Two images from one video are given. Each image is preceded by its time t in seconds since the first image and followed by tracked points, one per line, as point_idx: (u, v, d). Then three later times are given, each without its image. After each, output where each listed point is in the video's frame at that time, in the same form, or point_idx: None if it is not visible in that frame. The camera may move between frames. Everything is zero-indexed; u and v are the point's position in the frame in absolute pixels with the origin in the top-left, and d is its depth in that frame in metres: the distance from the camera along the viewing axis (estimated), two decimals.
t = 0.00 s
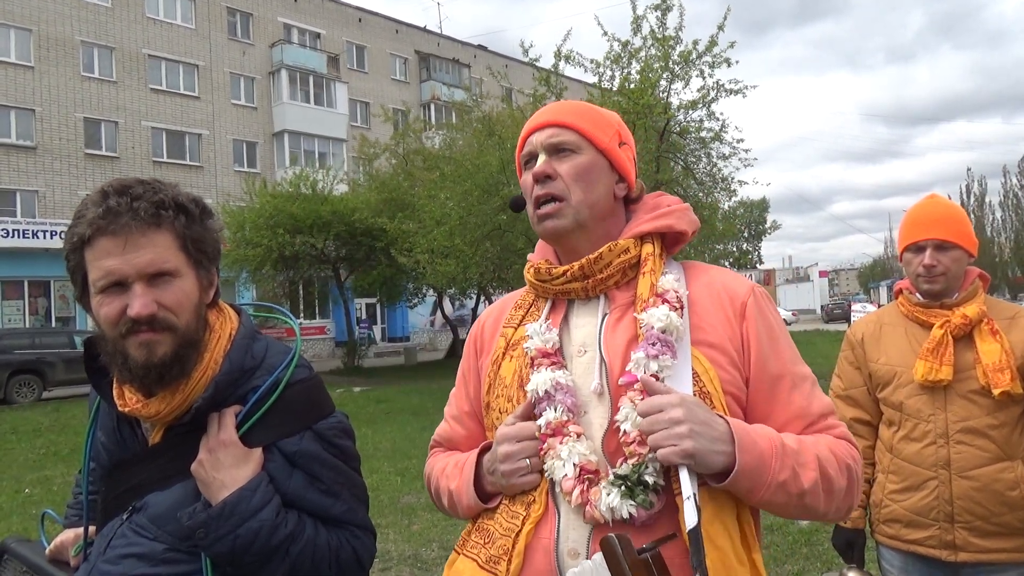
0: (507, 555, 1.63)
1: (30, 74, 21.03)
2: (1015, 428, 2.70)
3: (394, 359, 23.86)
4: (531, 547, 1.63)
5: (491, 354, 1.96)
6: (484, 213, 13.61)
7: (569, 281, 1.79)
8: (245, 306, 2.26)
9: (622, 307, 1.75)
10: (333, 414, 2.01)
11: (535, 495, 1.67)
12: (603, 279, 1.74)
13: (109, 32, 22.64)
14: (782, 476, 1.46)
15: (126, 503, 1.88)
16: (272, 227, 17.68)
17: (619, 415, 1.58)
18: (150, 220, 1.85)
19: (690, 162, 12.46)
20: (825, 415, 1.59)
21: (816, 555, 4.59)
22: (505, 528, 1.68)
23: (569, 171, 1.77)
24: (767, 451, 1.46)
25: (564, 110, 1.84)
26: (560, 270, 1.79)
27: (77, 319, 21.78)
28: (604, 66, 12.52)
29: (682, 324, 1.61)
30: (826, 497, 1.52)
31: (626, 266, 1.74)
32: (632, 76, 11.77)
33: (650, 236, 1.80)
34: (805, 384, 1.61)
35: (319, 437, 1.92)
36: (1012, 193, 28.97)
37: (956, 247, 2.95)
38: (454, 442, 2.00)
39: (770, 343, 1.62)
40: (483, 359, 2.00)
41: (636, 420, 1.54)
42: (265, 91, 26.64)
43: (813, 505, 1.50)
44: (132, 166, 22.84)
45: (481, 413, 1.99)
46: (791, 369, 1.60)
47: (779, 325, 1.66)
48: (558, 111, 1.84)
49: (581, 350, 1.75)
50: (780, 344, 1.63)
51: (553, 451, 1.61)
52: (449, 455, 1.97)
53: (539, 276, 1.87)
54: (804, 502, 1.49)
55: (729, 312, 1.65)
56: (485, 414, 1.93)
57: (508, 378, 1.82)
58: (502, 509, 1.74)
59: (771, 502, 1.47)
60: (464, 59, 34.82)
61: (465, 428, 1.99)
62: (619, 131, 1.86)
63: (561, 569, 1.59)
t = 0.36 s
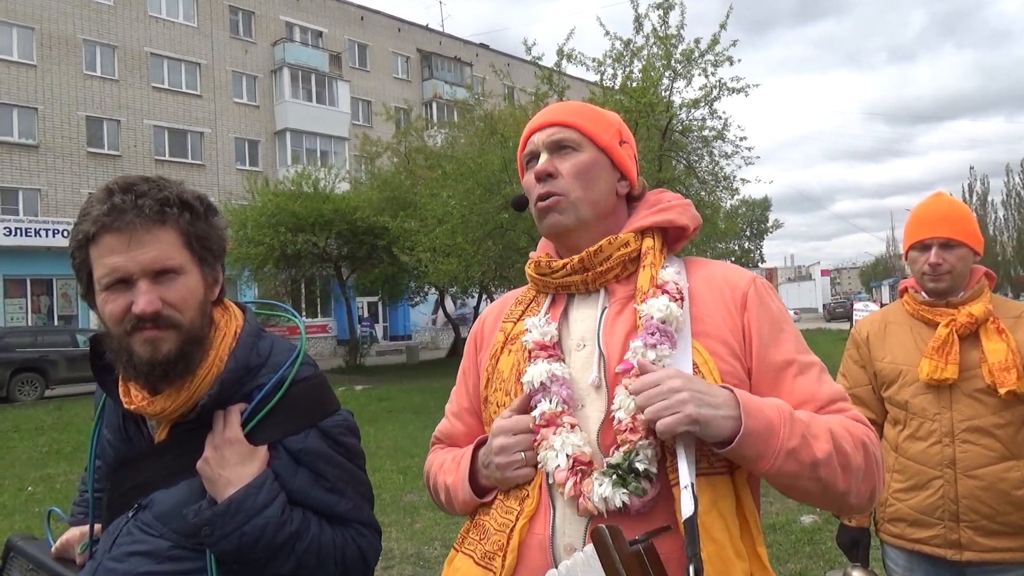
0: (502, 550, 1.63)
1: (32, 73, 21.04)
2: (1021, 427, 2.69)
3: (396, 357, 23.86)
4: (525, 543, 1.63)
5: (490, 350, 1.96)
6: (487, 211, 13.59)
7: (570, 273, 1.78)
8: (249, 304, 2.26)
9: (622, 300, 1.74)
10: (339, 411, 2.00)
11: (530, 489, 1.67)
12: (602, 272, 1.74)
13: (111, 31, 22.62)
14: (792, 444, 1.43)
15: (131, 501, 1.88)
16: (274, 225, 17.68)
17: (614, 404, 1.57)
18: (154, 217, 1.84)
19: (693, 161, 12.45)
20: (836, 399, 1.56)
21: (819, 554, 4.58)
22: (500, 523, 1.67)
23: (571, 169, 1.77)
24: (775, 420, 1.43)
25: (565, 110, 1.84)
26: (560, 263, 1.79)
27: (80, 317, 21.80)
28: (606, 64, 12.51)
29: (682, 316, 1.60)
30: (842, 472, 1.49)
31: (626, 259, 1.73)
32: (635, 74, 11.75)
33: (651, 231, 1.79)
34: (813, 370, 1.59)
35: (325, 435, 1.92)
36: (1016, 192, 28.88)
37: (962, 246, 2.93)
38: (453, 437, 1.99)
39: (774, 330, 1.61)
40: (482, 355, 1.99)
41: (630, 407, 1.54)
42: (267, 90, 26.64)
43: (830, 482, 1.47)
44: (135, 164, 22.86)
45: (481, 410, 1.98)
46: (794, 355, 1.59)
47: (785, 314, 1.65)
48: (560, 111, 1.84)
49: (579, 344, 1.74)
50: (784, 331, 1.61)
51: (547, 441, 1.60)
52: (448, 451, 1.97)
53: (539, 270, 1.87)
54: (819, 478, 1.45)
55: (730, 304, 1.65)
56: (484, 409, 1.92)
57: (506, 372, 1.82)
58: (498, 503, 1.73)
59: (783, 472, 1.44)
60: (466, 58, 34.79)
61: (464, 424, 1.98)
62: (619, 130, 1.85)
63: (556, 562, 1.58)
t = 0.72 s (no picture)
0: (508, 553, 1.62)
1: (34, 71, 21.05)
2: None
3: (398, 356, 23.91)
4: (533, 545, 1.62)
5: (489, 350, 1.95)
6: (488, 210, 13.58)
7: (570, 273, 1.78)
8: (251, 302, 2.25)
9: (622, 298, 1.74)
10: (341, 409, 2.00)
11: (535, 491, 1.66)
12: (602, 270, 1.73)
13: (113, 29, 22.61)
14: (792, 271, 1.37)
15: (134, 498, 1.87)
16: (276, 224, 17.69)
17: (619, 402, 1.58)
18: (157, 214, 1.84)
19: (695, 159, 12.43)
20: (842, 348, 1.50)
21: (821, 552, 4.58)
22: (504, 525, 1.67)
23: (570, 168, 1.76)
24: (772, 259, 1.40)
25: (559, 108, 1.84)
26: (560, 261, 1.78)
27: (82, 315, 21.81)
28: (608, 63, 12.50)
29: (684, 312, 1.59)
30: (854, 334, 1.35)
31: (625, 258, 1.73)
32: (636, 72, 11.73)
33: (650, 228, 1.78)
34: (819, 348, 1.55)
35: (327, 433, 1.91)
36: (1017, 190, 28.79)
37: (966, 244, 2.92)
38: (453, 438, 1.98)
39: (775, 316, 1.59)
40: (481, 356, 1.98)
41: (636, 406, 1.54)
42: (269, 88, 26.64)
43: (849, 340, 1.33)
44: (136, 162, 22.88)
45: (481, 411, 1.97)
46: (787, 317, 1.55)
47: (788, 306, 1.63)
48: (554, 108, 1.84)
49: (581, 343, 1.74)
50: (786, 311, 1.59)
51: (554, 442, 1.59)
52: (448, 454, 1.97)
53: (539, 270, 1.86)
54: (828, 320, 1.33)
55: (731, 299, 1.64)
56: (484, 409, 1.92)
57: (506, 372, 1.82)
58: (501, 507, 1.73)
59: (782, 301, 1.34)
60: (467, 56, 34.77)
61: (465, 427, 1.98)
62: (615, 127, 1.85)
63: (565, 563, 1.58)
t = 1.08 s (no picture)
0: (503, 550, 1.62)
1: (35, 70, 21.05)
2: None
3: (399, 354, 23.90)
4: (530, 543, 1.62)
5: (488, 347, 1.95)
6: (490, 208, 13.58)
7: (567, 270, 1.77)
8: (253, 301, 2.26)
9: (620, 294, 1.74)
10: (343, 406, 2.00)
11: (528, 489, 1.65)
12: (601, 267, 1.73)
13: (114, 27, 22.60)
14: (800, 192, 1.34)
15: (137, 496, 1.88)
16: (277, 222, 17.70)
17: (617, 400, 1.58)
18: (159, 213, 1.84)
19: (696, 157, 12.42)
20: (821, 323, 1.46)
21: (822, 550, 4.58)
22: (497, 522, 1.67)
23: (568, 166, 1.76)
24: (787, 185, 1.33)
25: (557, 103, 1.84)
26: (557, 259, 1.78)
27: (83, 314, 21.82)
28: (609, 61, 12.49)
29: (682, 309, 1.59)
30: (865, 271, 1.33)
31: (623, 254, 1.73)
32: (637, 70, 11.72)
33: (649, 225, 1.77)
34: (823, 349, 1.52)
35: (329, 430, 1.91)
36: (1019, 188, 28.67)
37: (969, 241, 2.92)
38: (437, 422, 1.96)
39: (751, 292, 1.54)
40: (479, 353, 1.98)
41: (635, 404, 1.54)
42: (270, 86, 26.62)
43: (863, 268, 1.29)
44: (138, 161, 22.89)
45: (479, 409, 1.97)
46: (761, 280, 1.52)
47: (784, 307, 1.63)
48: (553, 104, 1.84)
49: (579, 341, 1.74)
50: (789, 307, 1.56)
51: (552, 439, 1.60)
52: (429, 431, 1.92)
53: (537, 267, 1.85)
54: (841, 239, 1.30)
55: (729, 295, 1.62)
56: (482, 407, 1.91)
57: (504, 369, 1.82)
58: (487, 504, 1.71)
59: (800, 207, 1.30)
60: (468, 54, 34.75)
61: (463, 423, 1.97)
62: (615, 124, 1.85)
63: (564, 560, 1.58)
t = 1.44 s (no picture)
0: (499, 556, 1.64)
1: (37, 68, 21.08)
2: None
3: (401, 352, 23.91)
4: (526, 548, 1.64)
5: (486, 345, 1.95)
6: (491, 206, 13.57)
7: (567, 272, 1.77)
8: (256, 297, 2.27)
9: (622, 299, 1.74)
10: (345, 404, 2.01)
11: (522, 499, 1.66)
12: (602, 270, 1.74)
13: (115, 25, 22.60)
14: (782, 514, 1.44)
15: (140, 493, 1.89)
16: (278, 220, 17.70)
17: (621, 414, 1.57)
18: (161, 210, 1.85)
19: (697, 155, 12.40)
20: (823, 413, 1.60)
21: (824, 548, 4.58)
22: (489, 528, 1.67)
23: (565, 163, 1.75)
24: (768, 489, 1.43)
25: (555, 99, 1.83)
26: (558, 261, 1.78)
27: (86, 312, 21.84)
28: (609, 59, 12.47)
29: (685, 319, 1.61)
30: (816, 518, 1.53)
31: (626, 258, 1.74)
32: (637, 68, 11.72)
33: (650, 227, 1.78)
34: (806, 378, 1.61)
35: (331, 427, 1.91)
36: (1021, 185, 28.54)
37: (969, 239, 2.93)
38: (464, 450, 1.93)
39: (777, 341, 1.61)
40: (478, 350, 1.98)
41: (641, 417, 1.52)
42: (271, 84, 26.62)
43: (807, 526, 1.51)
44: (139, 159, 22.90)
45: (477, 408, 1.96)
46: (797, 364, 1.60)
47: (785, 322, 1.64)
48: (551, 99, 1.82)
49: (579, 343, 1.74)
50: (786, 342, 1.61)
51: (549, 444, 1.61)
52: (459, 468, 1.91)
53: (537, 267, 1.85)
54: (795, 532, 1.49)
55: (734, 304, 1.63)
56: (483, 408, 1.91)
57: (501, 369, 1.82)
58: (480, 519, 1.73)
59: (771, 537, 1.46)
60: (469, 52, 34.71)
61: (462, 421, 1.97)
62: (615, 118, 1.84)
63: (562, 567, 1.59)
